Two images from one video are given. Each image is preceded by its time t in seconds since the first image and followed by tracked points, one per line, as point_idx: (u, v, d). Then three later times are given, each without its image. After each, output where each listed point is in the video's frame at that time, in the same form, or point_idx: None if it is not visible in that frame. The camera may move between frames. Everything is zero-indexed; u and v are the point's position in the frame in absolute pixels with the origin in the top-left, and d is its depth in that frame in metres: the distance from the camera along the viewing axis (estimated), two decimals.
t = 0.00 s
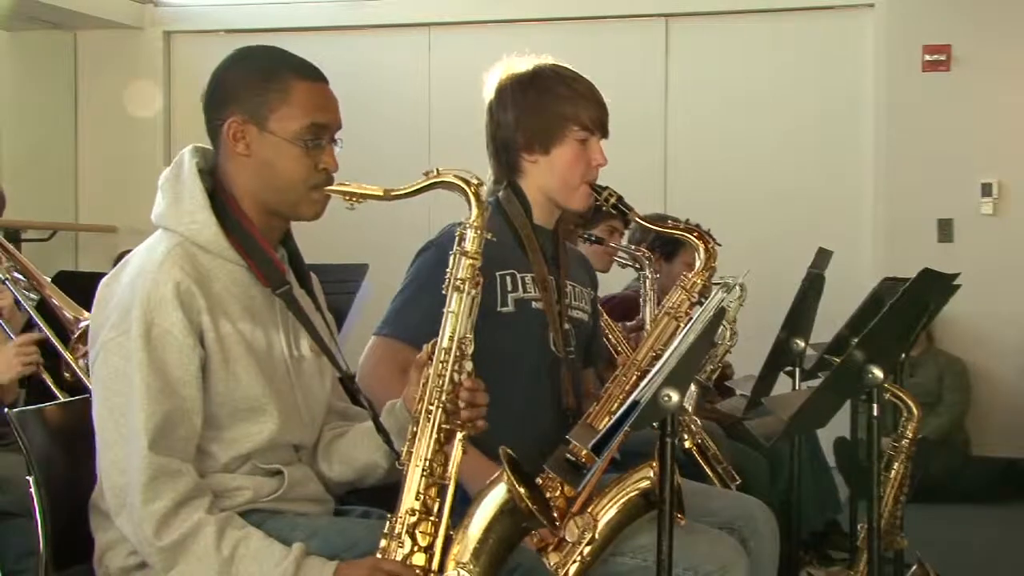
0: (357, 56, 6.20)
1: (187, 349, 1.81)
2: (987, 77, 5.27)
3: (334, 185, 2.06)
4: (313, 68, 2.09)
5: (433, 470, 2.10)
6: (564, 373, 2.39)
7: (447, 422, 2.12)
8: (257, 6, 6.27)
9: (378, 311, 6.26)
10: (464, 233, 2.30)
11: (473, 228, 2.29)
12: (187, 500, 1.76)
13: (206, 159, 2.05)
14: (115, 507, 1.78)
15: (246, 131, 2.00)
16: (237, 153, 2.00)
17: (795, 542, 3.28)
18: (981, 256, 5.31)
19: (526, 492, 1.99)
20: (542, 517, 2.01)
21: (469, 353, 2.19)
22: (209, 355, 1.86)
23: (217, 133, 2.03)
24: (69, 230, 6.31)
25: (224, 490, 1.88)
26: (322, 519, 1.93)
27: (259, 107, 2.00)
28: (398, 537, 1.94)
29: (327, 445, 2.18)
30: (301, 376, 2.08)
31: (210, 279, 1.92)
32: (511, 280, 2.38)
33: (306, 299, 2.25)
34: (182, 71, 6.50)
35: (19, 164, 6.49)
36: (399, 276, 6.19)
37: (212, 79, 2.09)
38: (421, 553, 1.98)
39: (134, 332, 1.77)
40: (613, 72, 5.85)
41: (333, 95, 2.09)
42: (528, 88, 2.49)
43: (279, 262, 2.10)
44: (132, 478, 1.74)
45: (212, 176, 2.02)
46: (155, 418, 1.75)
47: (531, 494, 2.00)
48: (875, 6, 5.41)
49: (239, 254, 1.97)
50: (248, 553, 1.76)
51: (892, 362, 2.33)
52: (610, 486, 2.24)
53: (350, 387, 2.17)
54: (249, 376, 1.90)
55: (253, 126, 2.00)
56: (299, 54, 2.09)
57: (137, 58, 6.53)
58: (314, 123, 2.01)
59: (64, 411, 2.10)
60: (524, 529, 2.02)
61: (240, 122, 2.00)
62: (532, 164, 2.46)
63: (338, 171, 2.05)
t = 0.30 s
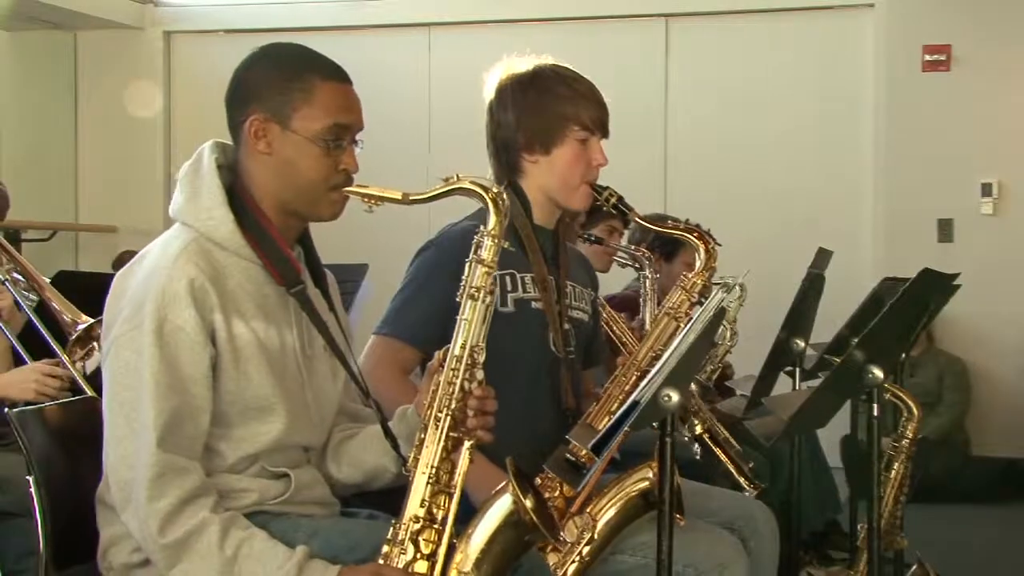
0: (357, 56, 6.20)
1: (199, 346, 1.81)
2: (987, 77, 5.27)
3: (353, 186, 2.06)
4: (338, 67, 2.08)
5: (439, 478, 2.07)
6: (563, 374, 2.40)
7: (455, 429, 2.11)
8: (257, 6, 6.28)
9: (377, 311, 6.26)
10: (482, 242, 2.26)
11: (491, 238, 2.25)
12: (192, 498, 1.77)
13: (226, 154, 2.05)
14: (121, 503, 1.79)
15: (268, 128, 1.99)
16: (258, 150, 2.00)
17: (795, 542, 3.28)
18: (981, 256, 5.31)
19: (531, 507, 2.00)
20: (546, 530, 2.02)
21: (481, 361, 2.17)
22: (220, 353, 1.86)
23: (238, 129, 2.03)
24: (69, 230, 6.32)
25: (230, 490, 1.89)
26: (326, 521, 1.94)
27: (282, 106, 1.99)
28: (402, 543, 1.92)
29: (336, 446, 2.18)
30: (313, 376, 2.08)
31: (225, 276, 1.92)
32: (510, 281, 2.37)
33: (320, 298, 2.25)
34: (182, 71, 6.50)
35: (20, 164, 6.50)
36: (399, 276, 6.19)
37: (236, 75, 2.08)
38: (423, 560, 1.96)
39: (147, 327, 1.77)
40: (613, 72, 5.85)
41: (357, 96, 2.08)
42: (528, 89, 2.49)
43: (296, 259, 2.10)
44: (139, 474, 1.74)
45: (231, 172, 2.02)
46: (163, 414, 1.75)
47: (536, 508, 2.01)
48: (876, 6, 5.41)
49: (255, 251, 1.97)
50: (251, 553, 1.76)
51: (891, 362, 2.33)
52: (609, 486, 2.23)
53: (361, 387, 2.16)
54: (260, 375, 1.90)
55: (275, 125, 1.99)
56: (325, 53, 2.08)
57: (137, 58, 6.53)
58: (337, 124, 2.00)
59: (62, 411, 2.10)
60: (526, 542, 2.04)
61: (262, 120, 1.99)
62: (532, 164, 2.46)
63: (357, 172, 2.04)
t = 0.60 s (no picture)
0: (357, 56, 6.19)
1: (207, 344, 1.82)
2: (987, 77, 5.26)
3: (365, 187, 2.06)
4: (353, 68, 2.08)
5: (442, 483, 2.07)
6: (563, 374, 2.41)
7: (459, 436, 2.11)
8: (257, 6, 6.27)
9: (377, 312, 6.26)
10: (492, 247, 2.26)
11: (501, 244, 2.25)
12: (195, 497, 1.77)
13: (240, 152, 2.05)
14: (124, 502, 1.79)
15: (282, 128, 2.00)
16: (271, 149, 2.01)
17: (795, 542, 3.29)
18: (982, 257, 5.31)
19: (534, 515, 1.97)
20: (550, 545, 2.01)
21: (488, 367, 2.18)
22: (228, 353, 1.86)
23: (252, 126, 2.03)
24: (69, 230, 6.33)
25: (233, 491, 1.89)
26: (329, 521, 1.94)
27: (297, 106, 2.00)
28: (403, 548, 1.93)
29: (342, 448, 2.18)
30: (318, 374, 2.10)
31: (235, 274, 1.92)
32: (510, 280, 2.38)
33: (329, 300, 2.25)
34: (182, 71, 6.50)
35: (20, 164, 6.50)
36: (398, 277, 6.19)
37: (253, 73, 2.08)
38: (424, 566, 1.97)
39: (156, 323, 1.78)
40: (613, 72, 5.85)
41: (372, 98, 2.08)
42: (529, 88, 2.49)
43: (306, 259, 2.11)
44: (145, 471, 1.75)
45: (244, 170, 2.03)
46: (171, 411, 1.76)
47: (540, 517, 1.98)
48: (876, 6, 5.41)
49: (265, 250, 1.97)
50: (253, 553, 1.76)
51: (891, 362, 2.33)
52: (608, 486, 2.22)
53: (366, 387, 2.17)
54: (267, 375, 1.91)
55: (288, 123, 2.00)
56: (341, 54, 2.09)
57: (137, 58, 6.52)
58: (351, 125, 2.01)
59: (65, 409, 2.09)
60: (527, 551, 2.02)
61: (276, 118, 2.00)
62: (532, 164, 2.46)
63: (370, 174, 2.05)
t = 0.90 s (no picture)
0: (356, 56, 6.19)
1: (209, 344, 1.82)
2: (986, 77, 5.26)
3: (370, 190, 2.06)
4: (362, 70, 2.09)
5: (441, 487, 2.08)
6: (562, 375, 2.40)
7: (459, 441, 2.11)
8: (256, 5, 6.27)
9: (377, 311, 6.27)
10: (496, 252, 2.27)
11: (505, 248, 2.27)
12: (194, 497, 1.77)
13: (246, 151, 2.06)
14: (123, 501, 1.79)
15: (289, 128, 2.00)
16: (278, 149, 2.01)
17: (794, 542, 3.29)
18: (981, 256, 5.31)
19: (534, 522, 1.98)
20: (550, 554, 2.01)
21: (489, 372, 2.18)
22: (230, 354, 1.87)
23: (260, 126, 2.04)
24: (68, 230, 6.33)
25: (233, 491, 1.89)
26: (328, 522, 1.95)
27: (304, 106, 2.01)
28: (401, 552, 1.93)
29: (343, 449, 2.18)
30: (320, 375, 2.10)
31: (239, 274, 1.92)
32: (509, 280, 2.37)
33: (333, 302, 2.25)
34: (181, 71, 6.50)
35: (19, 164, 6.50)
36: (396, 276, 6.18)
37: (261, 73, 2.09)
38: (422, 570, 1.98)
39: (158, 322, 1.78)
40: (612, 73, 5.85)
41: (379, 100, 2.08)
42: (529, 87, 2.49)
43: (309, 259, 2.11)
44: (145, 471, 1.75)
45: (250, 168, 2.04)
46: (171, 412, 1.77)
47: (539, 525, 1.99)
48: (874, 6, 5.42)
49: (269, 250, 1.97)
50: (251, 555, 1.76)
51: (889, 362, 2.33)
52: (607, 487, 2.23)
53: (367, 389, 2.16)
54: (269, 376, 1.91)
55: (295, 124, 2.00)
56: (349, 55, 2.09)
57: (136, 58, 6.52)
58: (358, 127, 2.01)
59: (61, 409, 2.10)
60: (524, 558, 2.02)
61: (283, 119, 2.01)
62: (531, 164, 2.46)
63: (376, 176, 2.04)
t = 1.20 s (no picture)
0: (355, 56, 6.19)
1: (208, 345, 1.82)
2: (985, 77, 5.26)
3: (371, 190, 2.06)
4: (365, 70, 2.09)
5: (439, 490, 2.07)
6: (562, 374, 2.40)
7: (458, 444, 2.11)
8: (254, 4, 6.27)
9: (375, 311, 6.26)
10: (497, 254, 2.27)
11: (507, 250, 2.26)
12: (193, 497, 1.77)
13: (248, 149, 2.06)
14: (123, 500, 1.79)
15: (291, 128, 2.01)
16: (279, 148, 2.01)
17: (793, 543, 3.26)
18: (980, 257, 5.30)
19: (532, 527, 1.96)
20: (549, 558, 2.00)
21: (488, 374, 2.18)
22: (230, 354, 1.87)
23: (262, 125, 2.04)
24: (66, 230, 6.34)
25: (233, 492, 1.89)
26: (326, 522, 1.95)
27: (306, 106, 2.01)
28: (399, 555, 1.92)
29: (343, 450, 2.18)
30: (320, 375, 2.10)
31: (240, 273, 1.92)
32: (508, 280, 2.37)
33: (334, 302, 2.25)
34: (181, 70, 6.50)
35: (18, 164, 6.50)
36: (395, 276, 6.18)
37: (263, 72, 2.10)
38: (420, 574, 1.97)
39: (158, 322, 1.79)
40: (611, 73, 5.86)
41: (382, 100, 2.08)
42: (527, 86, 2.49)
43: (311, 259, 2.11)
44: (144, 470, 1.75)
45: (252, 167, 2.04)
46: (170, 412, 1.77)
47: (538, 528, 1.97)
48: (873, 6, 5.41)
49: (271, 248, 1.97)
50: (249, 555, 1.77)
51: (888, 362, 2.33)
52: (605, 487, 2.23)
53: (368, 390, 2.16)
54: (269, 375, 1.91)
55: (297, 123, 2.01)
56: (351, 54, 2.09)
57: (135, 58, 6.52)
58: (360, 127, 2.00)
59: (60, 409, 2.10)
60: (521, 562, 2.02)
61: (285, 118, 2.01)
62: (529, 163, 2.46)
63: (378, 176, 2.04)
